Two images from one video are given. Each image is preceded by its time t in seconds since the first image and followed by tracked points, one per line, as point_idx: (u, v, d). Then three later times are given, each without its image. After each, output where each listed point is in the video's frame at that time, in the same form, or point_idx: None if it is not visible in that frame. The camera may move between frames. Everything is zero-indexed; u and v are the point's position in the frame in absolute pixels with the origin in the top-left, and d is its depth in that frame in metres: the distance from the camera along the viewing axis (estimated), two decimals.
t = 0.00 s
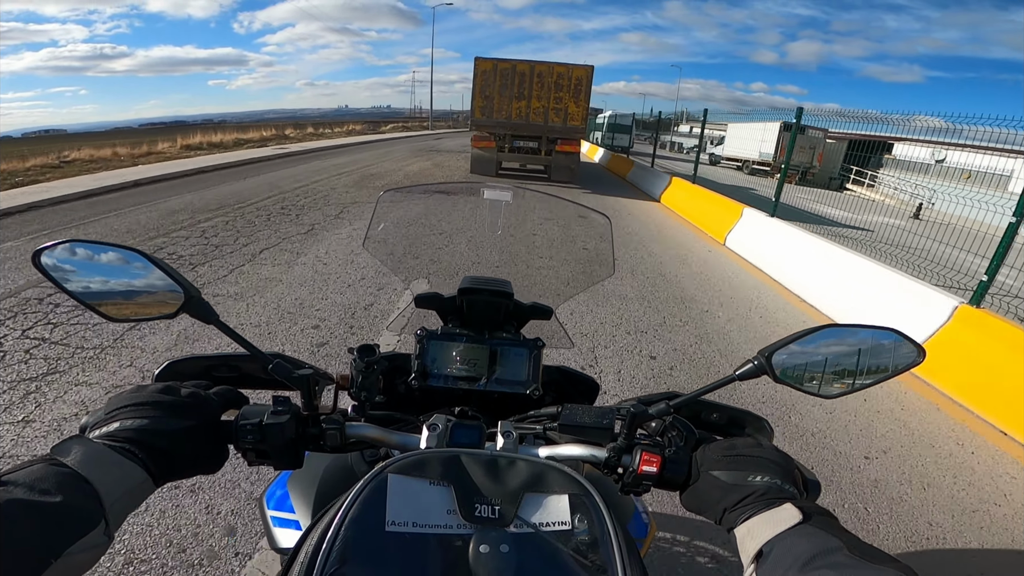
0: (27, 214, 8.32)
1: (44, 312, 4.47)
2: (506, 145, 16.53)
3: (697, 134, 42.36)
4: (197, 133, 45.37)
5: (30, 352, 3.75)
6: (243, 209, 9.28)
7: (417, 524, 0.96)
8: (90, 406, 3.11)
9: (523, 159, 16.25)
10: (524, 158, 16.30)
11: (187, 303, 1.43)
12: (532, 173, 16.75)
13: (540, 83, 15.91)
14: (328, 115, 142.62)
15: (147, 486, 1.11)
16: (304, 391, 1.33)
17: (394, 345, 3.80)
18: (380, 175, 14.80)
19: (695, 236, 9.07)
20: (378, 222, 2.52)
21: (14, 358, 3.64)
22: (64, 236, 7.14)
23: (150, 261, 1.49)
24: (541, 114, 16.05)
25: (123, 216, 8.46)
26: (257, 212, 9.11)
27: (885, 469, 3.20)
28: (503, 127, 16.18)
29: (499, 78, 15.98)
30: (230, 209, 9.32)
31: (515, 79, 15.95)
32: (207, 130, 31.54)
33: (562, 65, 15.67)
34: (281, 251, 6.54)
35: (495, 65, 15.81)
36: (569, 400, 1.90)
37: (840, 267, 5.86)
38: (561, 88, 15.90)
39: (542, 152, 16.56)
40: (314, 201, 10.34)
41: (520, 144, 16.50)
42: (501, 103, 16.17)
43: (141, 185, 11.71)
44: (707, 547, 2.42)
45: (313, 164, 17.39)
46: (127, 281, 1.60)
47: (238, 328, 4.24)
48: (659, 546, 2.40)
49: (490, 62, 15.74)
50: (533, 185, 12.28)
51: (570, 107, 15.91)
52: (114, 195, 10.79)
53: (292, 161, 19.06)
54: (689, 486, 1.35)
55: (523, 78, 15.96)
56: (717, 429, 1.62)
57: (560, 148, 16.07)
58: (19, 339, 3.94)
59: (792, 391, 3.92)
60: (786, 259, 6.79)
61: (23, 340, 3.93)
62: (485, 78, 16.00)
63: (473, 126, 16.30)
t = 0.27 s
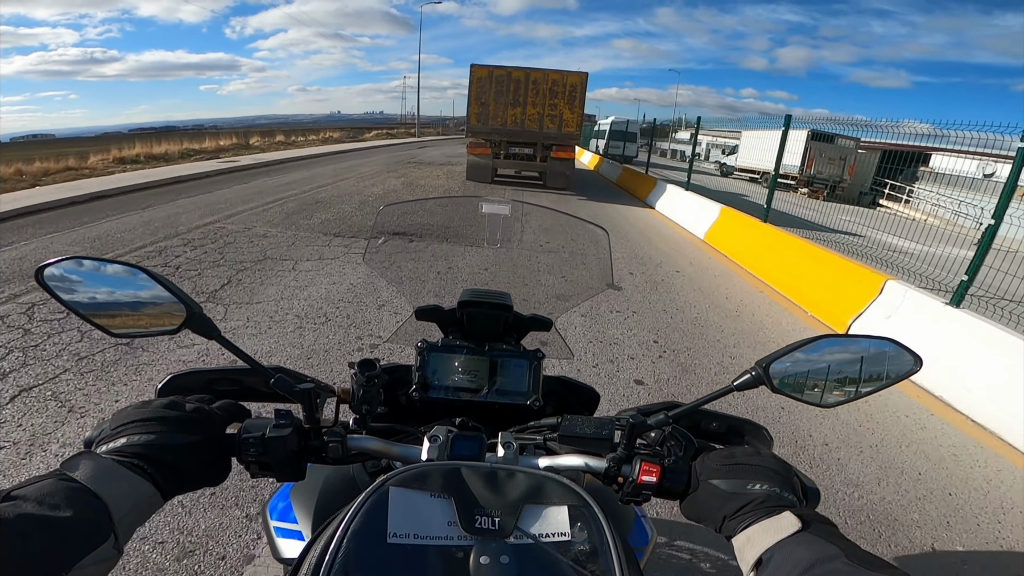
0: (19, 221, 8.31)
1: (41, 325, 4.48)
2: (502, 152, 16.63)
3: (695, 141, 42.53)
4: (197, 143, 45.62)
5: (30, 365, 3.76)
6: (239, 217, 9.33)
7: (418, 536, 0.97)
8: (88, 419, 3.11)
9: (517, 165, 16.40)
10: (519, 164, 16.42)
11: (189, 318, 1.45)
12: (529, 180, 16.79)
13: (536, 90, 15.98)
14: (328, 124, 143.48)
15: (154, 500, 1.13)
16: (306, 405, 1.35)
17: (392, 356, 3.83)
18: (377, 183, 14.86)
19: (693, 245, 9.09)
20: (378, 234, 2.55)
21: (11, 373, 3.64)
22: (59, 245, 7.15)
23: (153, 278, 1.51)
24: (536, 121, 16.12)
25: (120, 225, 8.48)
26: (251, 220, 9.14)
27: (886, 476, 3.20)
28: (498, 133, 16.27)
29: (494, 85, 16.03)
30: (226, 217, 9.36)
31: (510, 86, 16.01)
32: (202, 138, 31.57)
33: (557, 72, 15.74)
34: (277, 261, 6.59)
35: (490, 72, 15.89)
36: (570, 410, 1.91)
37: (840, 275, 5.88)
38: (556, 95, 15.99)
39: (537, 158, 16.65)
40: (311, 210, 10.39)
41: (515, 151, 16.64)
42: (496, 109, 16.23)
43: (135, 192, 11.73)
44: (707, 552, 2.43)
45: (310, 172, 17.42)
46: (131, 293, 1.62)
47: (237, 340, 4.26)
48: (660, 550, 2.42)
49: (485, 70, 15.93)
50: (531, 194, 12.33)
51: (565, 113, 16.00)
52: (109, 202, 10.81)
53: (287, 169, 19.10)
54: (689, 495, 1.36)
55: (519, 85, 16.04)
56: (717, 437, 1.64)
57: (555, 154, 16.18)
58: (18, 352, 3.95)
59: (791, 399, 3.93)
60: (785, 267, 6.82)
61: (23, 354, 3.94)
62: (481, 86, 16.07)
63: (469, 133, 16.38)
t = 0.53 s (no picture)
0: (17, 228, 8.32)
1: (42, 337, 4.50)
2: (499, 158, 16.72)
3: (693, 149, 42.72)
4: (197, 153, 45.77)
5: (30, 378, 3.77)
6: (237, 225, 9.36)
7: (419, 546, 0.98)
8: (90, 432, 3.12)
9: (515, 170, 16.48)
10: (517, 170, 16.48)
11: (190, 332, 1.46)
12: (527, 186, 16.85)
13: (534, 96, 16.07)
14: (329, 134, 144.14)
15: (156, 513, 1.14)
16: (306, 416, 1.36)
17: (391, 366, 3.83)
18: (376, 190, 14.92)
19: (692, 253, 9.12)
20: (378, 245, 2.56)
21: (12, 386, 3.65)
22: (57, 253, 7.16)
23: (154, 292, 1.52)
24: (534, 126, 16.20)
25: (116, 231, 8.49)
26: (249, 227, 9.18)
27: (887, 483, 3.20)
28: (496, 139, 16.35)
29: (492, 91, 16.11)
30: (224, 224, 9.39)
31: (508, 93, 16.10)
32: (199, 143, 31.53)
33: (554, 78, 15.83)
34: (275, 270, 6.61)
35: (488, 79, 15.97)
36: (570, 419, 1.92)
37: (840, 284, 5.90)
38: (553, 102, 16.10)
39: (533, 165, 16.74)
40: (309, 219, 10.42)
41: (512, 156, 16.77)
42: (494, 116, 16.31)
43: (132, 198, 11.74)
44: (708, 558, 2.44)
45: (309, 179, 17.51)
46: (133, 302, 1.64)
47: (238, 352, 4.27)
48: (663, 556, 2.42)
49: (483, 75, 15.94)
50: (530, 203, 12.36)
51: (562, 120, 16.12)
52: (105, 208, 10.79)
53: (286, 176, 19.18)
54: (690, 502, 1.36)
55: (516, 92, 16.13)
56: (717, 445, 1.64)
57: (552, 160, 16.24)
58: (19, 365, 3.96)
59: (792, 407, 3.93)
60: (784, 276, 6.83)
61: (23, 366, 3.95)
62: (479, 92, 16.14)
63: (466, 139, 16.45)
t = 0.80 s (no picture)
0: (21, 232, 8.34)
1: (46, 341, 4.51)
2: (502, 162, 16.70)
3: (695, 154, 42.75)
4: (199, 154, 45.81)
5: (36, 380, 3.79)
6: (240, 229, 9.39)
7: (424, 549, 0.98)
8: (94, 435, 3.14)
9: (519, 175, 16.46)
10: (520, 175, 16.47)
11: (196, 336, 1.47)
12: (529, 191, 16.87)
13: (537, 102, 16.14)
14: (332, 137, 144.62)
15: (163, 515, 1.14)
16: (311, 419, 1.37)
17: (393, 370, 3.84)
18: (379, 194, 14.94)
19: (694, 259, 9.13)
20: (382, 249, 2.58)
21: (18, 389, 3.67)
22: (62, 255, 7.20)
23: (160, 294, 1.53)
24: (536, 132, 16.26)
25: (121, 234, 8.54)
26: (253, 231, 9.21)
27: (890, 488, 3.19)
28: (499, 144, 16.38)
29: (496, 97, 16.19)
30: (227, 228, 9.42)
31: (511, 98, 16.17)
32: (203, 147, 31.72)
33: (557, 84, 15.91)
34: (279, 275, 6.64)
35: (492, 84, 16.09)
36: (573, 423, 1.92)
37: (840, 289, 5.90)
38: (556, 107, 16.15)
39: (536, 170, 16.75)
40: (312, 223, 10.46)
41: (515, 162, 16.75)
42: (498, 121, 16.37)
43: (137, 202, 11.81)
44: (711, 564, 2.43)
45: (312, 182, 17.54)
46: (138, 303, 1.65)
47: (242, 355, 4.29)
48: (665, 562, 2.42)
49: (487, 81, 16.12)
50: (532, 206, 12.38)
51: (565, 125, 16.14)
52: (110, 212, 10.87)
53: (289, 179, 19.23)
54: (693, 506, 1.37)
55: (520, 97, 16.20)
56: (720, 449, 1.64)
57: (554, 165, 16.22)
58: (24, 368, 3.98)
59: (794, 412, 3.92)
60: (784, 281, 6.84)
61: (28, 369, 3.97)
62: (482, 97, 16.23)
63: (470, 144, 16.51)
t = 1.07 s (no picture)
0: (38, 224, 8.44)
1: (62, 335, 4.58)
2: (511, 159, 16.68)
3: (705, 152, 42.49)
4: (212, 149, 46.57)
5: (52, 373, 3.86)
6: (252, 222, 9.46)
7: (433, 544, 1.00)
8: (109, 429, 3.19)
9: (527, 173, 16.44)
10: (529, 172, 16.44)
11: (211, 331, 1.49)
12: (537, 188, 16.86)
13: (546, 99, 16.14)
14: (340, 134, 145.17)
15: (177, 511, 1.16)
16: (322, 415, 1.38)
17: (403, 365, 3.86)
18: (388, 189, 14.98)
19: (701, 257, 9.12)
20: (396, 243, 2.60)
21: (35, 382, 3.73)
22: (78, 247, 7.30)
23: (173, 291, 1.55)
24: (545, 130, 16.25)
25: (135, 226, 8.63)
26: (264, 227, 9.27)
27: (897, 487, 3.18)
28: (508, 141, 16.39)
29: (506, 94, 16.21)
30: (238, 221, 9.49)
31: (521, 95, 16.19)
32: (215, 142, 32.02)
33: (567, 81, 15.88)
34: (290, 272, 6.68)
35: (501, 82, 16.10)
36: (581, 421, 1.93)
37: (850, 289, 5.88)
38: (565, 105, 16.12)
39: (545, 167, 16.73)
40: (322, 217, 10.50)
41: (524, 159, 16.73)
42: (507, 118, 16.38)
43: (150, 194, 11.92)
44: (717, 563, 2.43)
45: (322, 177, 17.62)
46: (152, 299, 1.66)
47: (253, 349, 4.33)
48: (670, 560, 2.43)
49: (497, 78, 16.09)
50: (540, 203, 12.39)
51: (574, 123, 16.10)
52: (125, 204, 10.99)
53: (300, 174, 19.35)
54: (700, 504, 1.37)
55: (529, 94, 16.21)
56: (727, 448, 1.64)
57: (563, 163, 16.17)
58: (40, 360, 4.06)
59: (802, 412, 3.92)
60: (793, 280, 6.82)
61: (45, 361, 4.04)
62: (492, 95, 16.25)
63: (480, 140, 16.54)
